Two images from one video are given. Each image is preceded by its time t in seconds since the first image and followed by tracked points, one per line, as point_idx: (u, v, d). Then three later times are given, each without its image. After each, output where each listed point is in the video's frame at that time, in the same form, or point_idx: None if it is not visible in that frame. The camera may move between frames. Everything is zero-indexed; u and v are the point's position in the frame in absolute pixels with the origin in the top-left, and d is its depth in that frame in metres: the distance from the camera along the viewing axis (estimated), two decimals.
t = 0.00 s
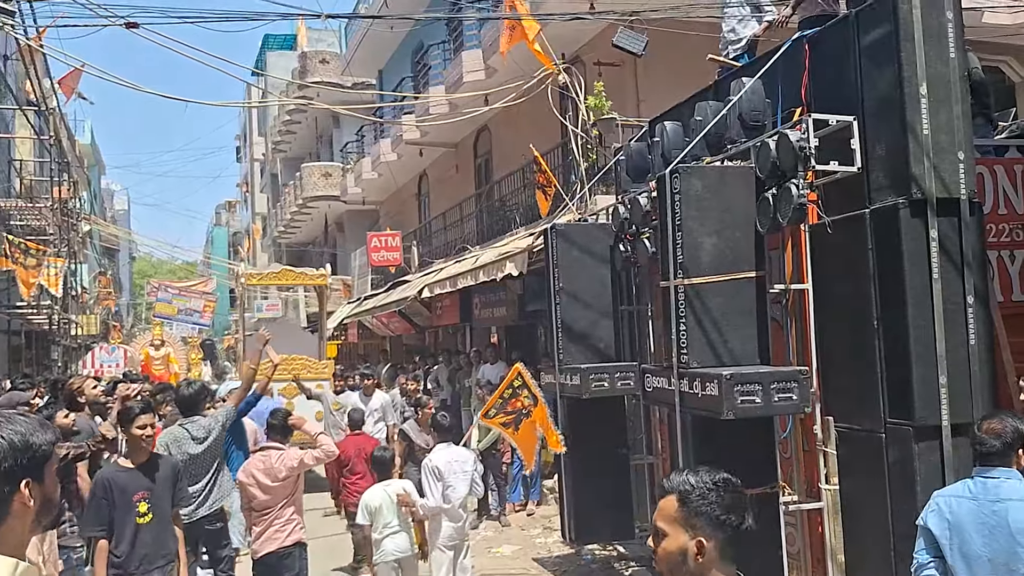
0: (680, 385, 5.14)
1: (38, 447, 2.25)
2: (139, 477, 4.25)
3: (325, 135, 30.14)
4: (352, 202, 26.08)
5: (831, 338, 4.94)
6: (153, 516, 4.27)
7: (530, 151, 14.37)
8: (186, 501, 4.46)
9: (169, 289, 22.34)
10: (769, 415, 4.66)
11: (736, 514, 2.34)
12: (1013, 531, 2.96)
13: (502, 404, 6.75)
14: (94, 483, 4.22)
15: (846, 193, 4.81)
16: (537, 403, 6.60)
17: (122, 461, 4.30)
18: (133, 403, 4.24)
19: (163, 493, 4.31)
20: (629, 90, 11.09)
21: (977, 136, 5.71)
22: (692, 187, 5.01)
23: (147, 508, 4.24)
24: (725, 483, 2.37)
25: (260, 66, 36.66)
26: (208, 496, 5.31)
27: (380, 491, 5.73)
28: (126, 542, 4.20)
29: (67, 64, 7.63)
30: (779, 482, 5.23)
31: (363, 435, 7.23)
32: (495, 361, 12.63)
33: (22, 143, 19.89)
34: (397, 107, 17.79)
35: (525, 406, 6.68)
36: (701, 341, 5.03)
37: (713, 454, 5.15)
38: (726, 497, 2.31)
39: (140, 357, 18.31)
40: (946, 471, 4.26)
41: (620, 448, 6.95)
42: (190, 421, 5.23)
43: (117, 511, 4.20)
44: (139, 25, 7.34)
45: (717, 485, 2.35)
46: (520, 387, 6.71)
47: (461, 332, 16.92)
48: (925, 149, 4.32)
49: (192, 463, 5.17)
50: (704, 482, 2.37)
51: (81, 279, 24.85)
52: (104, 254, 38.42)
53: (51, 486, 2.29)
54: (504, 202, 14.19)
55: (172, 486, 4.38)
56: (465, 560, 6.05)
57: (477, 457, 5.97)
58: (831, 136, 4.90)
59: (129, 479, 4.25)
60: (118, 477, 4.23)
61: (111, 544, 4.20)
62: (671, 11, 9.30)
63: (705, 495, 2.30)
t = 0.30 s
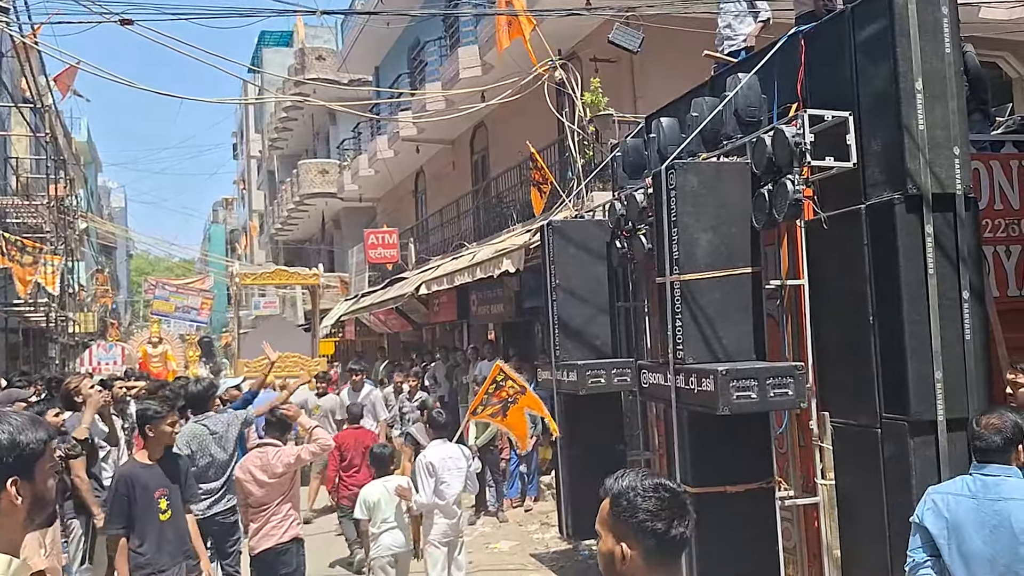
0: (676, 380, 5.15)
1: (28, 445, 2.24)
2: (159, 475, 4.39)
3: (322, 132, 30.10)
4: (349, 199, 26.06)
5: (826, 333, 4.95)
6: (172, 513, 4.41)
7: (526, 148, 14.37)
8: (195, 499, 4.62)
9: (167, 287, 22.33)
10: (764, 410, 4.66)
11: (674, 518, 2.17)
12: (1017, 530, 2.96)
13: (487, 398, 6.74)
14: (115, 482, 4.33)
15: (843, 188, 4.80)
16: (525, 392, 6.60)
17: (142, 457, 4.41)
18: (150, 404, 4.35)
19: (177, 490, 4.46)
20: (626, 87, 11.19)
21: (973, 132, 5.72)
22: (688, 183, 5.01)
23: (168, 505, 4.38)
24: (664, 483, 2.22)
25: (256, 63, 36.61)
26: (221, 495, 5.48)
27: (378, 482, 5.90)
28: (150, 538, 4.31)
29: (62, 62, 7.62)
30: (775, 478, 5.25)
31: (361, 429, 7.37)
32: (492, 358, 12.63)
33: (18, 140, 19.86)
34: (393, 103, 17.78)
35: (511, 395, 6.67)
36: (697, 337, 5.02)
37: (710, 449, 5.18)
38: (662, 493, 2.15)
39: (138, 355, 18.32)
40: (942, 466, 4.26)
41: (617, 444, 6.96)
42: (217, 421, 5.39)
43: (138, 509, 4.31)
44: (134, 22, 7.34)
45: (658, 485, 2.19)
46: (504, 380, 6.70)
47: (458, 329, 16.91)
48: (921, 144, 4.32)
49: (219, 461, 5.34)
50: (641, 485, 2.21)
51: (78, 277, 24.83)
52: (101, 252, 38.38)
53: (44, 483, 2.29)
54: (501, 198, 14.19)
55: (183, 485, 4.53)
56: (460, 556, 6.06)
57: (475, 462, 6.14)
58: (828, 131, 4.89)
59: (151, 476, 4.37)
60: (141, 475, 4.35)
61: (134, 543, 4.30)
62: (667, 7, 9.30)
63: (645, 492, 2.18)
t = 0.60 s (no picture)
0: (679, 374, 5.14)
1: (31, 446, 2.23)
2: (180, 477, 4.56)
3: (323, 131, 30.10)
4: (351, 197, 26.06)
5: (830, 325, 4.93)
6: (193, 514, 4.61)
7: (527, 144, 14.36)
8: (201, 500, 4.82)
9: (172, 287, 22.38)
10: (768, 403, 4.65)
11: (598, 523, 2.17)
12: (1009, 524, 2.82)
13: (491, 395, 6.70)
14: (142, 482, 4.47)
15: (845, 179, 4.78)
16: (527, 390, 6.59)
17: (162, 458, 4.56)
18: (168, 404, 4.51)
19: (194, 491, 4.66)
20: (625, 77, 11.20)
21: (977, 121, 5.69)
22: (689, 176, 4.99)
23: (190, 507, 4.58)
24: (595, 486, 2.26)
25: (257, 63, 36.62)
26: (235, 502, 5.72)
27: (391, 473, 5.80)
28: (177, 539, 4.50)
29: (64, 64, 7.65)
30: (780, 471, 5.24)
31: (365, 424, 7.39)
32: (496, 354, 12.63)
33: (23, 143, 19.96)
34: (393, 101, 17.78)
35: (514, 393, 6.67)
36: (700, 330, 5.01)
37: (714, 443, 5.14)
38: (590, 498, 2.18)
39: (144, 355, 18.40)
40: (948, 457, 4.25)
41: (622, 439, 6.95)
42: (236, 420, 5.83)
43: (165, 510, 4.48)
44: (135, 24, 7.35)
45: (587, 490, 2.23)
46: (507, 375, 6.67)
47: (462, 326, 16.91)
48: (922, 134, 4.30)
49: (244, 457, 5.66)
50: (564, 486, 2.26)
51: (83, 278, 24.92)
52: (106, 253, 38.47)
53: (47, 484, 2.28)
54: (502, 194, 14.17)
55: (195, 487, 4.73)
56: (466, 552, 6.04)
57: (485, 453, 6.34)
58: (830, 122, 4.87)
59: (175, 477, 4.54)
60: (166, 476, 4.51)
61: (162, 545, 4.46)
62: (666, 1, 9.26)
63: (567, 497, 2.22)
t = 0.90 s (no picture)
0: (688, 369, 5.09)
1: (46, 435, 2.21)
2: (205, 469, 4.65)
3: (332, 126, 30.08)
4: (360, 192, 26.06)
5: (841, 320, 4.88)
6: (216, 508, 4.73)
7: (535, 139, 14.31)
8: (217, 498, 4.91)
9: (183, 282, 22.45)
10: (779, 398, 4.60)
11: (543, 521, 2.25)
12: (1006, 518, 2.64)
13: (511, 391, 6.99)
14: (175, 475, 4.52)
15: (858, 172, 4.72)
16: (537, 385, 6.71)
17: (189, 450, 4.62)
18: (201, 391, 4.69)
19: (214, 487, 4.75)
20: (634, 71, 11.17)
21: (991, 114, 5.62)
22: (699, 169, 4.94)
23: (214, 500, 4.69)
24: (543, 481, 2.35)
25: (266, 59, 36.66)
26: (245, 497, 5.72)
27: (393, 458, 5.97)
28: (205, 534, 4.65)
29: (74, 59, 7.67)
30: (790, 467, 5.19)
31: (371, 416, 7.36)
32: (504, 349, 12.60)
33: (36, 139, 20.09)
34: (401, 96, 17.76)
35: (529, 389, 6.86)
36: (710, 325, 4.96)
37: (724, 439, 5.09)
38: (535, 494, 2.27)
39: (156, 349, 18.51)
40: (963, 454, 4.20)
41: (630, 434, 6.91)
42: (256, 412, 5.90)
43: (197, 501, 4.58)
44: (145, 19, 7.37)
45: (534, 485, 2.33)
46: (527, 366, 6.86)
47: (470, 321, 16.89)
48: (938, 126, 4.24)
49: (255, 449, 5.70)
50: (512, 479, 2.36)
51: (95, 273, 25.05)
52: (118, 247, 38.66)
53: (63, 473, 2.25)
54: (510, 190, 14.13)
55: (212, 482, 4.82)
56: (476, 544, 6.01)
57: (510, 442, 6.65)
58: (843, 115, 4.80)
59: (203, 470, 4.64)
60: (197, 469, 4.60)
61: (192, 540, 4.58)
62: None
63: (516, 493, 2.31)
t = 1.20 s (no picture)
0: (700, 364, 5.09)
1: (60, 432, 2.25)
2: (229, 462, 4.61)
3: (343, 123, 30.17)
4: (371, 189, 26.14)
5: (853, 315, 4.87)
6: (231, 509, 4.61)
7: (545, 135, 14.32)
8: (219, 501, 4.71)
9: (196, 279, 22.57)
10: (791, 393, 4.60)
11: (508, 520, 2.36)
12: None
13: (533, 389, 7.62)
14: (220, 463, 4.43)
15: (869, 166, 4.72)
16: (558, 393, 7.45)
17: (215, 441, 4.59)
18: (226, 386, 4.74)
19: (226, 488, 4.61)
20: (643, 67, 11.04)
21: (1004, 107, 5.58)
22: (710, 165, 4.94)
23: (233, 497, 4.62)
24: (508, 483, 2.46)
25: (278, 57, 36.81)
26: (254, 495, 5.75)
27: (392, 452, 6.00)
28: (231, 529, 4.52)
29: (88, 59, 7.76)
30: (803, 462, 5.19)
31: (381, 413, 7.42)
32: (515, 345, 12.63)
33: (50, 138, 20.28)
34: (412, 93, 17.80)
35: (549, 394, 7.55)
36: (721, 320, 4.96)
37: (736, 434, 5.09)
38: (498, 496, 2.38)
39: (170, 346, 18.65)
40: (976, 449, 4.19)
41: (642, 429, 6.91)
42: (266, 408, 5.98)
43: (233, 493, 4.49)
44: (159, 20, 7.45)
45: (499, 487, 2.45)
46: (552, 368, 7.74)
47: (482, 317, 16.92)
48: (949, 120, 4.23)
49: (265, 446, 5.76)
50: (478, 482, 2.48)
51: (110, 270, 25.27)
52: (133, 245, 38.96)
53: (76, 469, 2.30)
54: (521, 186, 14.15)
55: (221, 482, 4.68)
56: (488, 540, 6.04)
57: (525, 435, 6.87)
58: (853, 109, 4.79)
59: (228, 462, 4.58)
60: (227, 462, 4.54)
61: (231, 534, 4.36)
62: None
63: (481, 494, 2.43)
